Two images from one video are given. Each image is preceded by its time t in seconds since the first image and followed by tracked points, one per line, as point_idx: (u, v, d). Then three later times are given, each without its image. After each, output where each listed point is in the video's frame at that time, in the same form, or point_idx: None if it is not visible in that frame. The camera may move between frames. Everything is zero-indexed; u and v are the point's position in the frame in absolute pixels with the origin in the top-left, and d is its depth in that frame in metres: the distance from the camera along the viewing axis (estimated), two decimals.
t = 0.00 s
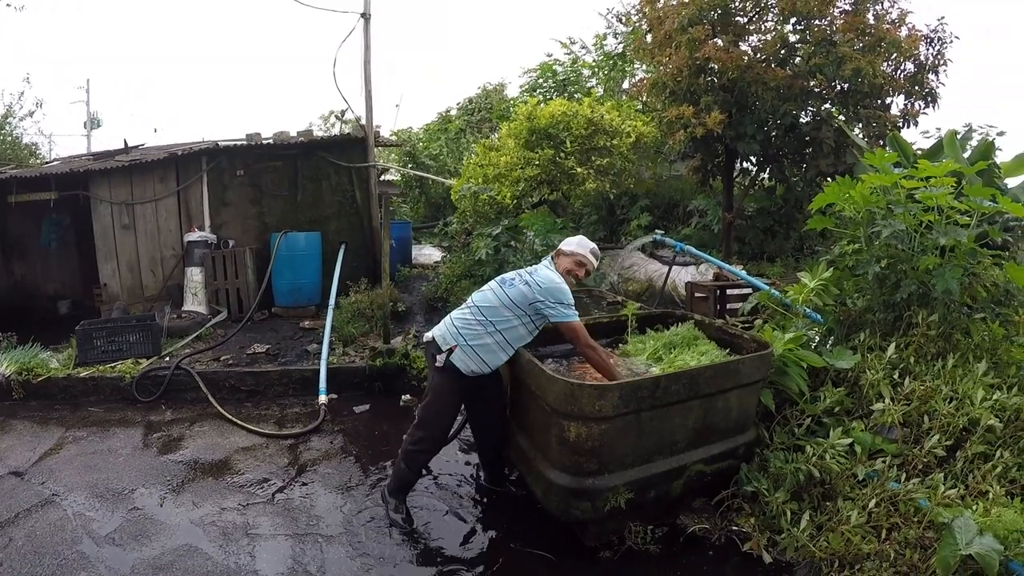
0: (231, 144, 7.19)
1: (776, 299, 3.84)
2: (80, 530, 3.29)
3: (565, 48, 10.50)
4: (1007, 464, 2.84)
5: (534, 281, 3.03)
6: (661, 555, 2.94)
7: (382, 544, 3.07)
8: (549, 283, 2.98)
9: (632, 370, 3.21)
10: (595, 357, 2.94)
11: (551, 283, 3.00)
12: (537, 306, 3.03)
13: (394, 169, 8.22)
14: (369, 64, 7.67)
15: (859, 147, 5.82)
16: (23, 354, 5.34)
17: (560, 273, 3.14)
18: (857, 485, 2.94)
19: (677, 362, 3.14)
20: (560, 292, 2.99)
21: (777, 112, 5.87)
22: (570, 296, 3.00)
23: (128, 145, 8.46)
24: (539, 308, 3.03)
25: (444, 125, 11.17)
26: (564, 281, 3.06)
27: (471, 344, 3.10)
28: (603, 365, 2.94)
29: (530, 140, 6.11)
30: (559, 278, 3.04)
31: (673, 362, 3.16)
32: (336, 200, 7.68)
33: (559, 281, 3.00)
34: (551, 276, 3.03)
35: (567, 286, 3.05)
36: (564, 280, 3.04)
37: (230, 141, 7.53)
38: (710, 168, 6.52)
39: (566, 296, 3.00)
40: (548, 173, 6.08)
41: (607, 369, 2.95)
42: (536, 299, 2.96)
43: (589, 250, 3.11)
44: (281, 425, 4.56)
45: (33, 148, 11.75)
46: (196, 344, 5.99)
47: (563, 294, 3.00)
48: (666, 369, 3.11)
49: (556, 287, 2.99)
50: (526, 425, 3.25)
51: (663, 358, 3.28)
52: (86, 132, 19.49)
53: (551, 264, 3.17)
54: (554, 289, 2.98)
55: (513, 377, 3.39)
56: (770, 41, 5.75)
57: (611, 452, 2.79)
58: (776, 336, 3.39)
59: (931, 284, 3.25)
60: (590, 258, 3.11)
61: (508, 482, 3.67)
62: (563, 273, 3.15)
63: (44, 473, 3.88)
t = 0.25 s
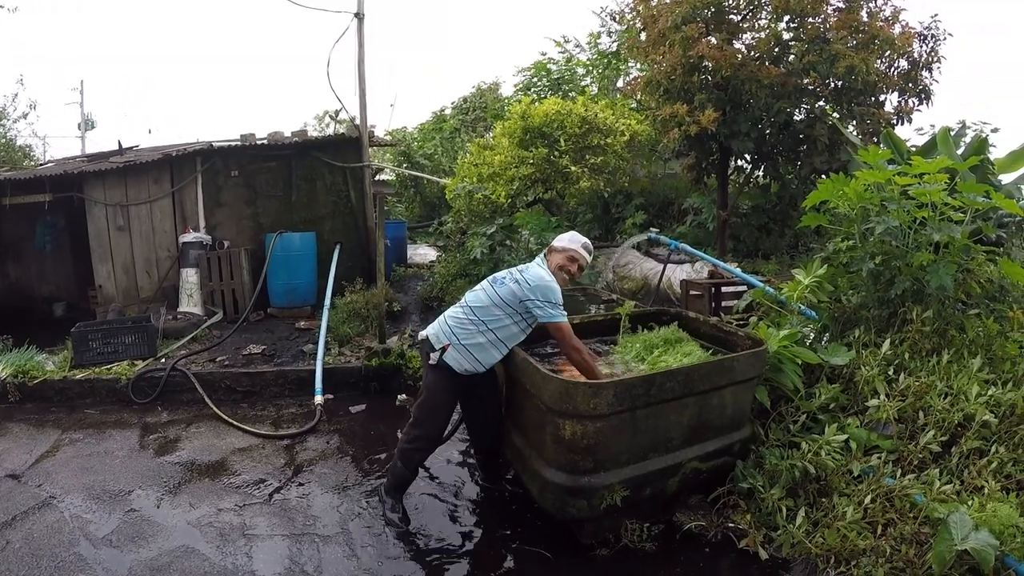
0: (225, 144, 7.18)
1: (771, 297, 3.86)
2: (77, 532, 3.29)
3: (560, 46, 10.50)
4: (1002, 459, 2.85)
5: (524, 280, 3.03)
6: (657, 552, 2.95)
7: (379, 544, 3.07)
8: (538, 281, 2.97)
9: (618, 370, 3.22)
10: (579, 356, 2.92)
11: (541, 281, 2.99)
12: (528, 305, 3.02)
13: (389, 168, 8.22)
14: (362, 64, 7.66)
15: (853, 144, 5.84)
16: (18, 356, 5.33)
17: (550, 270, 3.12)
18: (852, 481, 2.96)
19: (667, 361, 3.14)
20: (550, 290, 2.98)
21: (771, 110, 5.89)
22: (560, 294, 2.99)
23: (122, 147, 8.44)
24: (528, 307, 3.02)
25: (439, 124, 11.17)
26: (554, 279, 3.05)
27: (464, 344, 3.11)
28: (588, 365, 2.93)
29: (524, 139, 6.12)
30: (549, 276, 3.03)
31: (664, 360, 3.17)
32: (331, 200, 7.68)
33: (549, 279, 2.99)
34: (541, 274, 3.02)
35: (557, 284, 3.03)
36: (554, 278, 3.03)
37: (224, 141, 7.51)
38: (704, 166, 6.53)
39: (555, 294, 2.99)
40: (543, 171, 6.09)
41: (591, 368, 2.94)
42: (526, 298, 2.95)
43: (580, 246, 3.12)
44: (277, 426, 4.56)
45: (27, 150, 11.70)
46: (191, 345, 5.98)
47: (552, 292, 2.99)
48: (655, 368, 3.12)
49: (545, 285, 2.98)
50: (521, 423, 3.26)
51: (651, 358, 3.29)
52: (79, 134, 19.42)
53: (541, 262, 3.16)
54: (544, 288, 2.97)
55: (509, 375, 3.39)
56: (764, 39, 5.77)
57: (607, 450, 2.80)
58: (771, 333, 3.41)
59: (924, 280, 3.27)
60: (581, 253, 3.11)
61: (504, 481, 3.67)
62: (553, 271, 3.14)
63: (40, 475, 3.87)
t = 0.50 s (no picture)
0: (223, 140, 7.17)
1: (769, 295, 3.91)
2: (74, 528, 3.29)
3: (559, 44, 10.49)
4: (999, 459, 2.86)
5: (517, 275, 3.02)
6: (654, 550, 2.95)
7: (376, 540, 3.07)
8: (531, 276, 2.96)
9: (606, 369, 3.21)
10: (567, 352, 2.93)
11: (534, 276, 2.98)
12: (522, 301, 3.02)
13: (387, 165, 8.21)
14: (361, 60, 7.65)
15: (851, 143, 5.84)
16: (15, 352, 5.32)
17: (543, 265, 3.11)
18: (848, 480, 2.97)
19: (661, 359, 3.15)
20: (543, 285, 2.97)
21: (770, 109, 5.89)
22: (554, 289, 2.98)
23: (120, 143, 8.43)
24: (522, 302, 3.01)
25: (438, 122, 11.16)
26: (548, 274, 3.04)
27: (460, 342, 3.11)
28: (576, 361, 2.95)
29: (523, 136, 6.12)
30: (542, 271, 3.02)
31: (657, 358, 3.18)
32: (329, 197, 7.67)
33: (543, 274, 2.99)
34: (533, 269, 3.01)
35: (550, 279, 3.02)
36: (547, 273, 3.02)
37: (222, 138, 7.50)
38: (703, 165, 6.53)
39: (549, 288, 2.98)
40: (541, 169, 6.08)
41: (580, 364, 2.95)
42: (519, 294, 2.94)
43: (573, 237, 3.10)
44: (275, 422, 4.56)
45: (25, 145, 11.67)
46: (189, 342, 5.98)
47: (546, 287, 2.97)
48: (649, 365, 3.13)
49: (538, 280, 2.97)
50: (519, 421, 3.26)
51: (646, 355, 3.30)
52: (77, 129, 19.38)
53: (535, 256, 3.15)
54: (537, 283, 2.96)
55: (507, 373, 3.40)
56: (763, 37, 5.77)
57: (604, 447, 2.80)
58: (769, 331, 3.41)
59: (922, 279, 3.27)
60: (575, 244, 3.10)
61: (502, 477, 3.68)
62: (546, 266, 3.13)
63: (37, 471, 3.87)
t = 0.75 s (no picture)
0: (225, 140, 7.17)
1: (771, 297, 3.90)
2: (75, 527, 3.29)
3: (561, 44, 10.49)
4: (1001, 461, 2.85)
5: (519, 276, 3.01)
6: (655, 551, 2.95)
7: (377, 541, 3.07)
8: (532, 277, 2.96)
9: (603, 371, 3.20)
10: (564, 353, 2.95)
11: (535, 277, 2.97)
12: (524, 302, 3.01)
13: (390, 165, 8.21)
14: (364, 60, 7.65)
15: (853, 145, 5.83)
16: (17, 351, 5.33)
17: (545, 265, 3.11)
18: (850, 482, 2.96)
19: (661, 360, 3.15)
20: (545, 286, 2.96)
21: (772, 110, 5.88)
22: (555, 290, 2.98)
23: (122, 142, 8.44)
24: (523, 303, 3.01)
25: (440, 122, 11.16)
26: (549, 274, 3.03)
27: (462, 343, 3.11)
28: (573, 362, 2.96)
29: (525, 137, 6.12)
30: (544, 271, 3.01)
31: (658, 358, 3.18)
32: (331, 197, 7.68)
33: (545, 275, 2.98)
34: (535, 269, 3.00)
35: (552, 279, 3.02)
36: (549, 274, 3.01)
37: (224, 137, 7.51)
38: (705, 166, 6.53)
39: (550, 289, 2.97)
40: (543, 169, 6.08)
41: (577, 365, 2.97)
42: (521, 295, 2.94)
43: (580, 239, 3.11)
44: (276, 422, 4.56)
45: (27, 144, 11.69)
46: (191, 341, 5.98)
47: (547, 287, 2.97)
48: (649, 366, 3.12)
49: (540, 281, 2.96)
50: (520, 422, 3.26)
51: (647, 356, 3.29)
52: (80, 128, 19.41)
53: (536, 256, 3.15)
54: (539, 284, 2.95)
55: (509, 374, 3.39)
56: (765, 38, 5.76)
57: (606, 448, 2.80)
58: (771, 332, 3.41)
59: (924, 281, 3.27)
60: (581, 248, 3.11)
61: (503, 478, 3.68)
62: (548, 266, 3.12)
63: (39, 470, 3.87)
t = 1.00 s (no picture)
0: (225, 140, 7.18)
1: (771, 298, 3.90)
2: (75, 528, 3.29)
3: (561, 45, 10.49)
4: (1000, 463, 2.85)
5: (519, 277, 3.02)
6: (655, 553, 2.95)
7: (376, 543, 3.07)
8: (532, 278, 2.96)
9: (599, 373, 3.19)
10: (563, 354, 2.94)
11: (535, 278, 2.98)
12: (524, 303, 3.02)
13: (390, 166, 8.21)
14: (365, 61, 7.66)
15: (853, 146, 5.83)
16: (17, 352, 5.33)
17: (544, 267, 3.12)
18: (849, 483, 2.97)
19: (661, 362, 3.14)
20: (545, 287, 2.97)
21: (772, 112, 5.88)
22: (555, 291, 2.98)
23: (122, 143, 8.44)
24: (523, 304, 3.01)
25: (440, 123, 11.17)
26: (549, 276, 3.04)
27: (463, 345, 3.11)
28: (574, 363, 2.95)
29: (525, 138, 6.12)
30: (543, 272, 3.02)
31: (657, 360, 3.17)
32: (331, 198, 7.68)
33: (544, 276, 2.99)
34: (534, 270, 3.01)
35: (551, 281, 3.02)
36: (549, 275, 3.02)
37: (224, 138, 7.51)
38: (705, 167, 6.53)
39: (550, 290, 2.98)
40: (543, 171, 6.09)
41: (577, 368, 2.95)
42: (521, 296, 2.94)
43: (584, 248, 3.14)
44: (276, 423, 4.56)
45: (28, 145, 11.68)
46: (191, 342, 5.98)
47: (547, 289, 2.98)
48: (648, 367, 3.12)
49: (540, 282, 2.97)
50: (520, 423, 3.26)
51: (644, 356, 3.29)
52: (80, 129, 19.40)
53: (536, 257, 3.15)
54: (539, 285, 2.96)
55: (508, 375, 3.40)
56: (765, 40, 5.77)
57: (605, 449, 2.80)
58: (770, 334, 3.41)
59: (924, 283, 3.27)
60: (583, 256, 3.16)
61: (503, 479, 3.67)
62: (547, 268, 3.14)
63: (39, 471, 3.87)
